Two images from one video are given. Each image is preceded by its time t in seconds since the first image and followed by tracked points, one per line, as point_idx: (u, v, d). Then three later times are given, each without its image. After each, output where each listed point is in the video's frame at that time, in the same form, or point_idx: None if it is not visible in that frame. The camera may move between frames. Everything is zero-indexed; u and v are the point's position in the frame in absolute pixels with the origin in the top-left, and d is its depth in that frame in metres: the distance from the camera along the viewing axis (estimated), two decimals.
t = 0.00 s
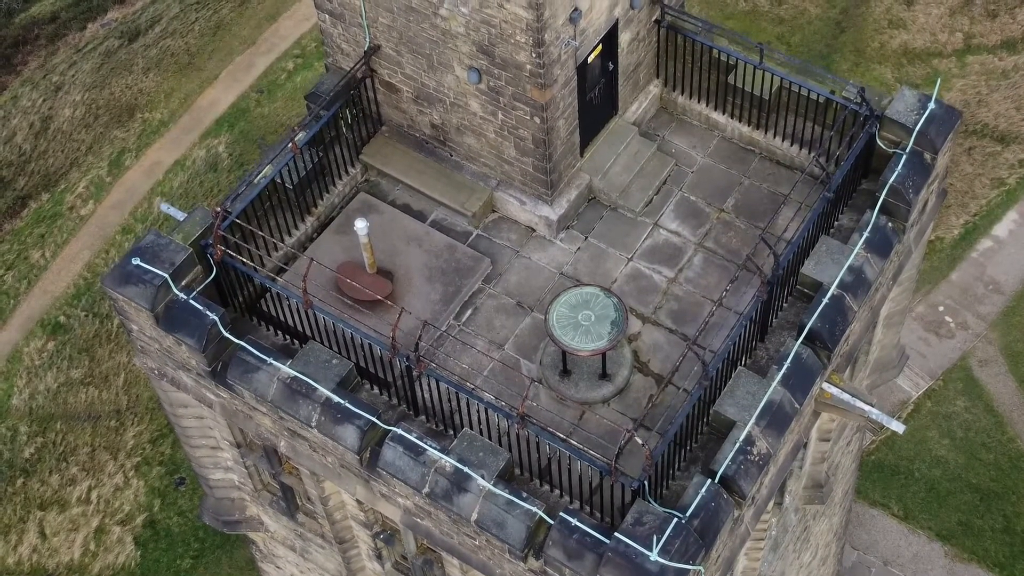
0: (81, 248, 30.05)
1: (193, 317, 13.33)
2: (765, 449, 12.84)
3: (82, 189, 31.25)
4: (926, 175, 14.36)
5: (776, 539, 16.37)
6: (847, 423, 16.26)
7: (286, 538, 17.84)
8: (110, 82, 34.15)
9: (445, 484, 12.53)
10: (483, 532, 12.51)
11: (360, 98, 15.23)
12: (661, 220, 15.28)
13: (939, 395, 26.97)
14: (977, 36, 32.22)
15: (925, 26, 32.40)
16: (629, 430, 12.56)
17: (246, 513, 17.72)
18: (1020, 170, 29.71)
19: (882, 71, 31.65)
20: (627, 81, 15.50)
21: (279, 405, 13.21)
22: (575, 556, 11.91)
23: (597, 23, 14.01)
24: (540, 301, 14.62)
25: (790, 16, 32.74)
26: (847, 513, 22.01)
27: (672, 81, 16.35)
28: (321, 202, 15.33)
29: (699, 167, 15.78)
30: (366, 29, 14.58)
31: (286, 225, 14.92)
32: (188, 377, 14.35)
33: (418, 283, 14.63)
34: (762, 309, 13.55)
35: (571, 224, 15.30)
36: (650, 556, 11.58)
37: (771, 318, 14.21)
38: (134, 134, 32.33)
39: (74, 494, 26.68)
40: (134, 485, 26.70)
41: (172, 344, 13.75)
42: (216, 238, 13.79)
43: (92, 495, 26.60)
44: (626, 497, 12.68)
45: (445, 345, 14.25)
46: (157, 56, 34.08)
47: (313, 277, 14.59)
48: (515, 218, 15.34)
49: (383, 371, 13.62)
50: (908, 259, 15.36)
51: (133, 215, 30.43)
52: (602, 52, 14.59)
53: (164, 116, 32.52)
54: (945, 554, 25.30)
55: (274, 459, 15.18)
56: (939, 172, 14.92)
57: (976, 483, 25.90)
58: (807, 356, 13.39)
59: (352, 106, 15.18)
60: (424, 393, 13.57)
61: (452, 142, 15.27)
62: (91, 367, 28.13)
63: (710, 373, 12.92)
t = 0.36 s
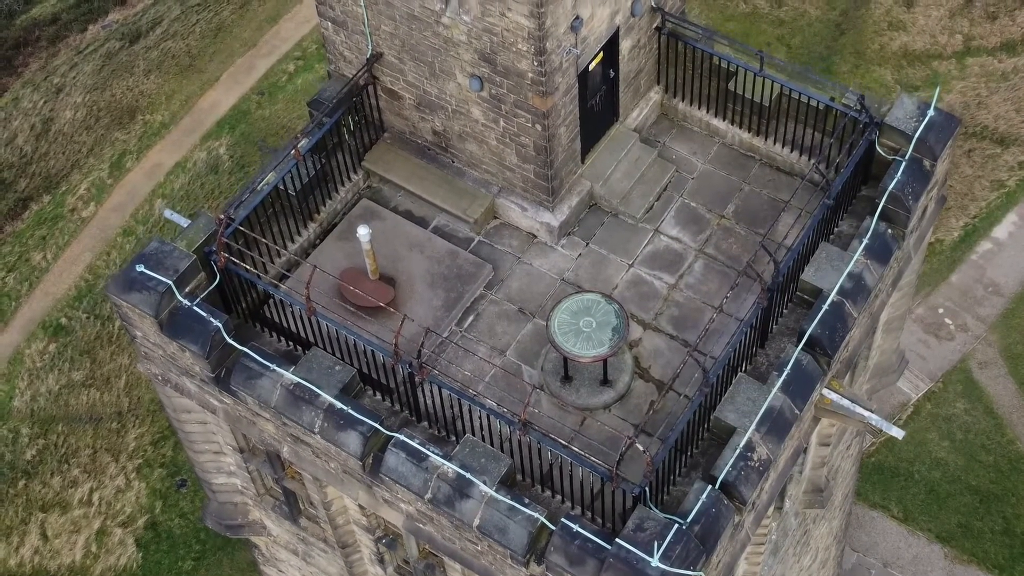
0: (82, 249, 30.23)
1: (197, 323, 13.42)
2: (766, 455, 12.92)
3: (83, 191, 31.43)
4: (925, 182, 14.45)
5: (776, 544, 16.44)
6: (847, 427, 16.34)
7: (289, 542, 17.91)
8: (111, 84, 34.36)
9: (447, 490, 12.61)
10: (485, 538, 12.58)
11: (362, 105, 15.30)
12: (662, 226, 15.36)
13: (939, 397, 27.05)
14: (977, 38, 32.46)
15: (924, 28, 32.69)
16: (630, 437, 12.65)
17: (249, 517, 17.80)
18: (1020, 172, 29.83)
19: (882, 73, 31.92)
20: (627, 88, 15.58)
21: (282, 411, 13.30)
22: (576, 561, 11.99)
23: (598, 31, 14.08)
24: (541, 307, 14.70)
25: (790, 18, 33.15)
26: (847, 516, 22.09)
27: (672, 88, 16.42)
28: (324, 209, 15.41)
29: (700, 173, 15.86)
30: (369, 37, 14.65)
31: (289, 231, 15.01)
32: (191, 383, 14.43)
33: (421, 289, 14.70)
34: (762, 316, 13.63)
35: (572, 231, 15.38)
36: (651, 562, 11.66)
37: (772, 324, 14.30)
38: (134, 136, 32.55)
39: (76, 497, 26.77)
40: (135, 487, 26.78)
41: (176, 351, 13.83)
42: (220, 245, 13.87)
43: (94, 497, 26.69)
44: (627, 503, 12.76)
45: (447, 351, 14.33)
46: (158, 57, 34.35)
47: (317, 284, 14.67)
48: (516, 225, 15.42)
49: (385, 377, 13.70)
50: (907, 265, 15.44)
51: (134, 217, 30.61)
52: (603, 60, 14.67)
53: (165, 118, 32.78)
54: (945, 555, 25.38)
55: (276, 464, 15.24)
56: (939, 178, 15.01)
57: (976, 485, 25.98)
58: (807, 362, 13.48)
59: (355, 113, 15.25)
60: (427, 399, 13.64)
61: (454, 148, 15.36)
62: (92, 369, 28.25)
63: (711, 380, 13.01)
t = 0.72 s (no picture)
0: (84, 253, 30.42)
1: (203, 333, 13.55)
2: (766, 464, 13.06)
3: (86, 195, 31.63)
4: (925, 192, 14.57)
5: (776, 550, 16.56)
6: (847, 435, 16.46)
7: (293, 549, 18.04)
8: (113, 87, 34.58)
9: (451, 499, 12.74)
10: (488, 546, 12.71)
11: (366, 116, 15.42)
12: (664, 235, 15.49)
13: (939, 400, 27.18)
14: (977, 41, 32.75)
15: (924, 32, 33.07)
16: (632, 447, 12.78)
17: (253, 524, 17.94)
18: (1020, 175, 29.97)
19: (882, 76, 32.25)
20: (629, 99, 15.69)
21: (287, 420, 13.43)
22: (579, 570, 12.12)
23: (600, 43, 14.20)
24: (544, 316, 14.82)
25: (791, 21, 33.57)
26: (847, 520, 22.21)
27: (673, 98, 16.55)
28: (328, 219, 15.54)
29: (701, 183, 15.99)
30: (372, 49, 14.76)
31: (294, 241, 15.14)
32: (197, 392, 14.56)
33: (424, 299, 14.82)
34: (762, 326, 13.77)
35: (574, 241, 15.51)
36: (653, 571, 11.79)
37: (772, 333, 14.44)
38: (136, 139, 32.79)
39: (79, 500, 26.92)
40: (138, 490, 26.90)
41: (182, 360, 13.96)
42: (225, 256, 14.01)
43: (96, 500, 26.81)
44: (630, 511, 12.88)
45: (451, 361, 14.46)
46: (160, 61, 34.58)
47: (321, 294, 14.80)
48: (519, 234, 15.55)
49: (389, 386, 13.83)
50: (907, 274, 15.57)
51: (136, 220, 30.81)
52: (605, 71, 14.79)
53: (167, 121, 33.00)
54: (945, 558, 25.50)
55: (281, 472, 15.36)
56: (938, 188, 15.13)
57: (975, 488, 26.10)
58: (808, 371, 13.61)
59: (358, 123, 15.36)
60: (430, 408, 13.77)
61: (457, 159, 15.49)
62: (95, 373, 28.42)
63: (712, 390, 13.14)
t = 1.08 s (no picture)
0: (87, 257, 30.67)
1: (209, 346, 13.73)
2: (766, 475, 13.23)
3: (89, 199, 31.90)
4: (923, 206, 14.73)
5: (776, 558, 16.74)
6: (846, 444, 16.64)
7: (297, 556, 18.22)
8: (115, 91, 34.84)
9: (455, 510, 12.91)
10: (491, 557, 12.88)
11: (370, 130, 15.59)
12: (665, 248, 15.66)
13: (939, 404, 27.34)
14: (977, 45, 33.01)
15: (924, 36, 33.34)
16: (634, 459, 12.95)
17: (258, 532, 18.12)
18: (1019, 180, 30.16)
19: (882, 80, 32.52)
20: (630, 113, 15.86)
21: (293, 432, 13.61)
22: None
23: (602, 59, 14.35)
24: (546, 328, 14.99)
25: (791, 26, 33.88)
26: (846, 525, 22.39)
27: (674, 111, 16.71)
28: (332, 231, 15.71)
29: (701, 196, 16.15)
30: (377, 64, 14.93)
31: (299, 254, 15.31)
32: (203, 404, 14.74)
33: (428, 310, 14.99)
34: (762, 338, 13.94)
35: (576, 253, 15.68)
36: None
37: (773, 345, 14.62)
38: (139, 143, 33.07)
39: (82, 504, 27.09)
40: (141, 494, 27.07)
41: (189, 372, 14.14)
42: (232, 269, 14.19)
43: (100, 503, 26.98)
44: (631, 522, 13.05)
45: (454, 372, 14.63)
46: (162, 65, 34.82)
47: (326, 306, 14.97)
48: (521, 246, 15.72)
49: (393, 398, 14.00)
50: (905, 286, 15.74)
51: (138, 225, 31.06)
52: (607, 86, 14.95)
53: (170, 125, 33.24)
54: (944, 562, 25.66)
55: (286, 482, 15.55)
56: (936, 201, 15.30)
57: (975, 492, 26.26)
58: (807, 384, 13.78)
59: (363, 137, 15.54)
60: (434, 420, 13.94)
61: (460, 172, 15.66)
62: (98, 377, 28.63)
63: (712, 402, 13.32)
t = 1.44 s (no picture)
0: (90, 263, 30.94)
1: (217, 361, 13.95)
2: (764, 489, 13.44)
3: (92, 204, 32.19)
4: (919, 222, 14.93)
5: (775, 567, 16.94)
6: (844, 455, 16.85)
7: (301, 566, 18.42)
8: (118, 96, 35.11)
9: (458, 524, 13.10)
10: (494, 570, 13.08)
11: (374, 146, 15.81)
12: (665, 263, 15.86)
13: (938, 410, 27.55)
14: (976, 50, 33.26)
15: (923, 41, 33.58)
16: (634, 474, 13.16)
17: (263, 542, 18.33)
18: (1018, 185, 30.38)
19: (882, 85, 32.78)
20: (630, 129, 16.06)
21: (299, 447, 13.81)
22: None
23: (602, 77, 14.55)
24: (547, 342, 15.20)
25: (791, 31, 34.18)
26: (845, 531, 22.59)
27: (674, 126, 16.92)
28: (337, 247, 15.94)
29: (701, 211, 16.36)
30: (381, 82, 15.14)
31: (304, 269, 15.53)
32: (210, 417, 14.95)
33: (431, 325, 15.20)
34: (761, 354, 14.15)
35: (577, 268, 15.90)
36: None
37: (771, 360, 14.84)
38: (142, 148, 33.35)
39: (86, 508, 27.28)
40: (144, 499, 27.31)
41: (196, 387, 14.35)
42: (238, 285, 14.40)
43: (104, 508, 27.19)
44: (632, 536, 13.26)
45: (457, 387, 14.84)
46: (165, 70, 35.07)
47: (331, 322, 15.18)
48: (523, 261, 15.94)
49: (397, 413, 14.22)
50: (902, 300, 15.95)
51: (141, 230, 31.34)
52: (607, 104, 15.16)
53: (172, 130, 33.51)
54: (943, 567, 25.86)
55: (291, 494, 15.75)
56: (933, 217, 15.49)
57: (973, 497, 26.47)
58: (805, 399, 13.98)
59: (367, 154, 15.76)
60: (438, 434, 14.15)
61: (463, 188, 15.88)
62: (101, 382, 28.86)
63: (711, 418, 13.53)
